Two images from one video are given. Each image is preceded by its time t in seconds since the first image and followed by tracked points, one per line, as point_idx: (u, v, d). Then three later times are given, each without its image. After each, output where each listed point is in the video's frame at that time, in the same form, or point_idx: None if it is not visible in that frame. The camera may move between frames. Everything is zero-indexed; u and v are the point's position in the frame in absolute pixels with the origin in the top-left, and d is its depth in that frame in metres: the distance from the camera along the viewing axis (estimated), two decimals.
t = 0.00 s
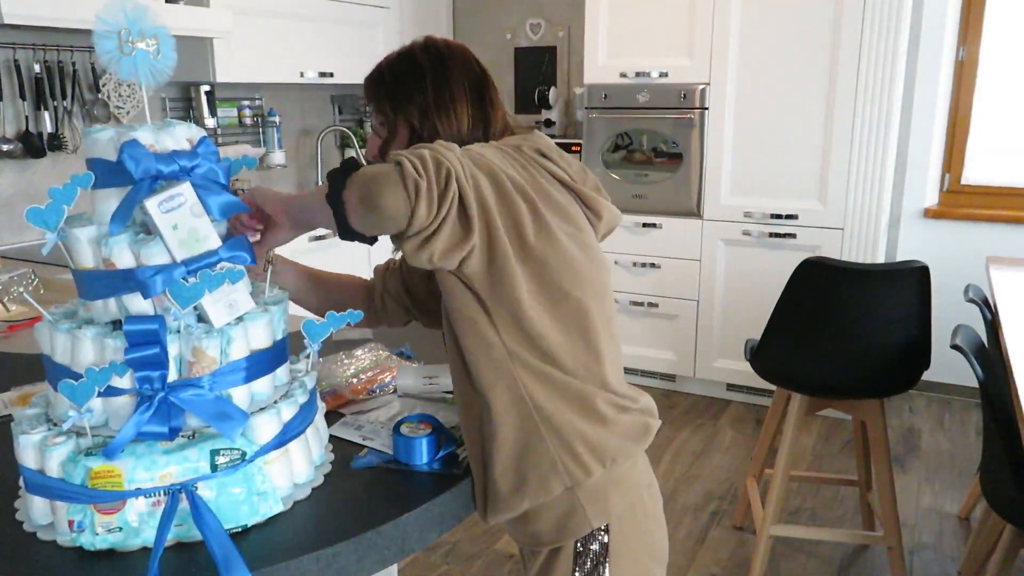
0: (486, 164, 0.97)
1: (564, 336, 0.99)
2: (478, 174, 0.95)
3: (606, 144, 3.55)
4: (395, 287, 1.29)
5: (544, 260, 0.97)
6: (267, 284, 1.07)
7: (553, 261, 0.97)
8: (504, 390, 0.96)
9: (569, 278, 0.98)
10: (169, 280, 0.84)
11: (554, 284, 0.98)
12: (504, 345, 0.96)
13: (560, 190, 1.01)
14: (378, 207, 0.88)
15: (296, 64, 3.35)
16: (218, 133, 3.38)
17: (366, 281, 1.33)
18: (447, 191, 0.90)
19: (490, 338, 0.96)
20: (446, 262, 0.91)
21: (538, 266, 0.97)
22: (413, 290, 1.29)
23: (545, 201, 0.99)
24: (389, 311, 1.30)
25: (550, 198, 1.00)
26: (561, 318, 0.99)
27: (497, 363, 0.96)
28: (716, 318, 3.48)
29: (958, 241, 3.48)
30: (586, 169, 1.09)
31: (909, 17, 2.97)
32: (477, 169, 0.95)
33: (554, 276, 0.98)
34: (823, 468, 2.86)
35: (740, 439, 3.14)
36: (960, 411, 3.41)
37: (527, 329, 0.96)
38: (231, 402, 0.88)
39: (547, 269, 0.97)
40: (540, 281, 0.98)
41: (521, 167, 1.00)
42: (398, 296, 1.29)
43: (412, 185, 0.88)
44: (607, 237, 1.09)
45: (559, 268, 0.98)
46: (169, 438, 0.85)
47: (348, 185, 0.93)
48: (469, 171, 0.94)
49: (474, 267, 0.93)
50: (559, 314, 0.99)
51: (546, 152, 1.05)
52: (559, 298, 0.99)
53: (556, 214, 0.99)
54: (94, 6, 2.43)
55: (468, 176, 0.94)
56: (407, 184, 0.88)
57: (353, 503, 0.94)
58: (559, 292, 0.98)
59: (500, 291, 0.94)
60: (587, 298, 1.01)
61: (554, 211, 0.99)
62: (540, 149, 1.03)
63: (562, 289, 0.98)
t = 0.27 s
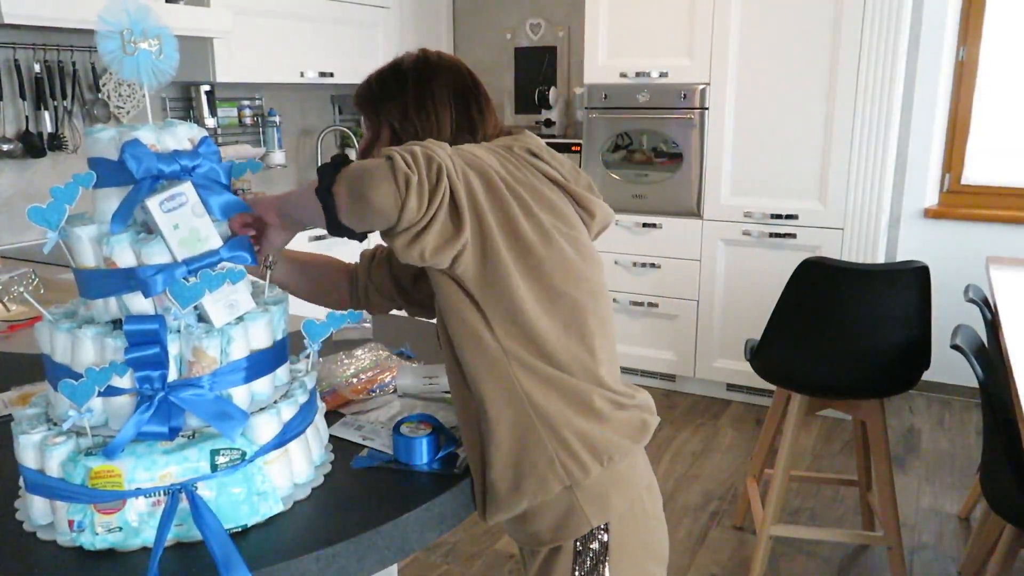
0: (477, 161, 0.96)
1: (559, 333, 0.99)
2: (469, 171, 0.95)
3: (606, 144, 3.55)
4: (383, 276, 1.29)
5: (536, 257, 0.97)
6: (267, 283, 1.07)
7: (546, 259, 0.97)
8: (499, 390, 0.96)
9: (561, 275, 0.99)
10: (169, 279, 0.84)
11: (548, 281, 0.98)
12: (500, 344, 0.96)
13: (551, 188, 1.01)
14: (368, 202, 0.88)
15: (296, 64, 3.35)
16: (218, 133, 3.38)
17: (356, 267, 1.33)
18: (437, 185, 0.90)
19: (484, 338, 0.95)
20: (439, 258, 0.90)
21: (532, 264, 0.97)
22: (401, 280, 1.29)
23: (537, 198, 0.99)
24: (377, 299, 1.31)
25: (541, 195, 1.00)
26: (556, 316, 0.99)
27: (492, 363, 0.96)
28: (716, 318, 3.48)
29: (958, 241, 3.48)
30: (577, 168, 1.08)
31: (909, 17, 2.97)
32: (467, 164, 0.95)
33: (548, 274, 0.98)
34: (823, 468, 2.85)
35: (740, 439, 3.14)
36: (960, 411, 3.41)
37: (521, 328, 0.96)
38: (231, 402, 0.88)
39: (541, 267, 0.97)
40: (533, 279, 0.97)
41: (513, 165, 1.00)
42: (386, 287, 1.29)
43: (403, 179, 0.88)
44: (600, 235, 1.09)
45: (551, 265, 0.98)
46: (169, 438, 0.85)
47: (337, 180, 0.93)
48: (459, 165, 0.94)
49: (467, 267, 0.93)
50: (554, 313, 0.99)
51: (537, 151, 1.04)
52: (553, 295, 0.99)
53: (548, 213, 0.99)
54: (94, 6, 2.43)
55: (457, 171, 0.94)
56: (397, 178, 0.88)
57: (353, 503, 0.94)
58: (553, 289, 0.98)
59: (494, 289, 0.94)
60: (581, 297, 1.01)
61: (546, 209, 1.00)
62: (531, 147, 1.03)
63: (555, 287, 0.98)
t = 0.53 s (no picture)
0: (475, 164, 0.96)
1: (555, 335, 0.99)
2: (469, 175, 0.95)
3: (605, 144, 3.55)
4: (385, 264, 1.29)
5: (535, 258, 0.97)
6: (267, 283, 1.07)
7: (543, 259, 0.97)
8: (496, 391, 0.96)
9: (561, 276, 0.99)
10: (169, 279, 0.84)
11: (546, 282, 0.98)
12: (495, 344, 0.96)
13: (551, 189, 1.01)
14: (368, 207, 0.88)
15: (296, 64, 3.35)
16: (218, 133, 3.38)
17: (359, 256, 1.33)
18: (437, 190, 0.90)
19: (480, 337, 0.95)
20: (438, 262, 0.90)
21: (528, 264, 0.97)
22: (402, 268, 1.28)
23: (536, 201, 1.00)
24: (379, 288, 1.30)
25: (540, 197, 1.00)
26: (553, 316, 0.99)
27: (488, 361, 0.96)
28: (716, 318, 3.48)
29: (958, 241, 3.48)
30: (576, 169, 1.08)
31: (909, 17, 2.97)
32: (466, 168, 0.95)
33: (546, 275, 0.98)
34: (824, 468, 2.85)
35: (739, 439, 3.14)
36: (960, 411, 3.41)
37: (518, 329, 0.96)
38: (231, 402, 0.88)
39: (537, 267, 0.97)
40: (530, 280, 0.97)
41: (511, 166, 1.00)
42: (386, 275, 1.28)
43: (403, 185, 0.88)
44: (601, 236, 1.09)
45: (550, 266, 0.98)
46: (169, 438, 0.85)
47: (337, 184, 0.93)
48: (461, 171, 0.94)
49: (463, 268, 0.93)
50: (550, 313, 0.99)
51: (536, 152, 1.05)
52: (551, 296, 0.99)
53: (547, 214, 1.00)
54: (94, 6, 2.43)
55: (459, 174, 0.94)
56: (397, 185, 0.88)
57: (353, 504, 0.94)
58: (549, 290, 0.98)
59: (491, 290, 0.94)
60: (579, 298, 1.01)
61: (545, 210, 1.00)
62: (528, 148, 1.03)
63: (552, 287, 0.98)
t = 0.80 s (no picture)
0: (468, 158, 0.97)
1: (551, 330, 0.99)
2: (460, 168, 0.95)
3: (605, 143, 3.55)
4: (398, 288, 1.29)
5: (528, 255, 0.97)
6: (268, 283, 1.07)
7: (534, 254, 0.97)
8: (490, 384, 0.96)
9: (554, 272, 0.98)
10: (169, 280, 0.84)
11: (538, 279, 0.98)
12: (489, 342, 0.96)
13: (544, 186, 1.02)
14: (361, 194, 0.89)
15: (296, 64, 3.35)
16: (218, 133, 3.38)
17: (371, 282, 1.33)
18: (427, 180, 0.91)
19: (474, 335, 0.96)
20: (429, 249, 0.91)
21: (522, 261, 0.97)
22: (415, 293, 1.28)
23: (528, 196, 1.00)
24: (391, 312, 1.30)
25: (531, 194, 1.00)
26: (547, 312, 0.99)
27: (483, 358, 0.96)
28: (716, 318, 3.48)
29: (957, 241, 3.48)
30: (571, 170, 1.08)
31: (909, 18, 2.97)
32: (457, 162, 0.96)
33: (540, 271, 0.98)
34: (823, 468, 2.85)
35: (739, 439, 3.14)
36: (960, 411, 3.41)
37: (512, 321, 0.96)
38: (231, 402, 0.88)
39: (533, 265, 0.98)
40: (526, 277, 0.98)
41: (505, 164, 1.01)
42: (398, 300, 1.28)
43: (395, 172, 0.89)
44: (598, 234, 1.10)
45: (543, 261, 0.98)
46: (169, 438, 0.85)
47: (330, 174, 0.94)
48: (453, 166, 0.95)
49: (454, 259, 0.93)
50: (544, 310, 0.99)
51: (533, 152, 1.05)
52: (546, 292, 0.99)
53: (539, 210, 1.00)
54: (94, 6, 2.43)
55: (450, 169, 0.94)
56: (390, 173, 0.89)
57: (353, 503, 0.94)
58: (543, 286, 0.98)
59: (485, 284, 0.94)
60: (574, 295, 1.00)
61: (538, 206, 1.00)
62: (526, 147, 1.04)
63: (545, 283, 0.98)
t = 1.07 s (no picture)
0: (469, 163, 0.97)
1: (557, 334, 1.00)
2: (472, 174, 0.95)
3: (605, 143, 3.54)
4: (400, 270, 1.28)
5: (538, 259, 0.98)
6: (268, 282, 1.07)
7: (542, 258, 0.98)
8: (496, 388, 0.96)
9: (561, 276, 1.00)
10: (169, 279, 0.84)
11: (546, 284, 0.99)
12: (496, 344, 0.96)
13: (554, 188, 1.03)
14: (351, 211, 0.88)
15: (296, 64, 3.35)
16: (218, 133, 3.38)
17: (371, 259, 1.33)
18: (416, 191, 0.89)
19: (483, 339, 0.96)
20: (428, 257, 0.90)
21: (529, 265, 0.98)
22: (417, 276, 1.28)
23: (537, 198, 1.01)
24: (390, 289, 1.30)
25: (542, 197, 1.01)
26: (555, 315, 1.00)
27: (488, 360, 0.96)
28: (716, 318, 3.48)
29: (958, 241, 3.48)
30: (581, 169, 1.09)
31: (909, 17, 2.97)
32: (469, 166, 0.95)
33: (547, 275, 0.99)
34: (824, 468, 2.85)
35: (740, 439, 3.14)
36: (960, 411, 3.41)
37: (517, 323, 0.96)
38: (231, 402, 0.88)
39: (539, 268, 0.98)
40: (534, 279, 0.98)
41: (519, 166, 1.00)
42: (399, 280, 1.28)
43: (381, 181, 0.88)
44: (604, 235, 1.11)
45: (552, 267, 0.99)
46: (169, 438, 0.85)
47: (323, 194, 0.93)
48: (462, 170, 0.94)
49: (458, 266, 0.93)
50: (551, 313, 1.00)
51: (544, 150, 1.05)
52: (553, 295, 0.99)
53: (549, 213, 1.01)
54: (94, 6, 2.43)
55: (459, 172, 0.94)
56: (375, 181, 0.88)
57: (354, 503, 0.94)
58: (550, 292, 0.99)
59: (492, 290, 0.94)
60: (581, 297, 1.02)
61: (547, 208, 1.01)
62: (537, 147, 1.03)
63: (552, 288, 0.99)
